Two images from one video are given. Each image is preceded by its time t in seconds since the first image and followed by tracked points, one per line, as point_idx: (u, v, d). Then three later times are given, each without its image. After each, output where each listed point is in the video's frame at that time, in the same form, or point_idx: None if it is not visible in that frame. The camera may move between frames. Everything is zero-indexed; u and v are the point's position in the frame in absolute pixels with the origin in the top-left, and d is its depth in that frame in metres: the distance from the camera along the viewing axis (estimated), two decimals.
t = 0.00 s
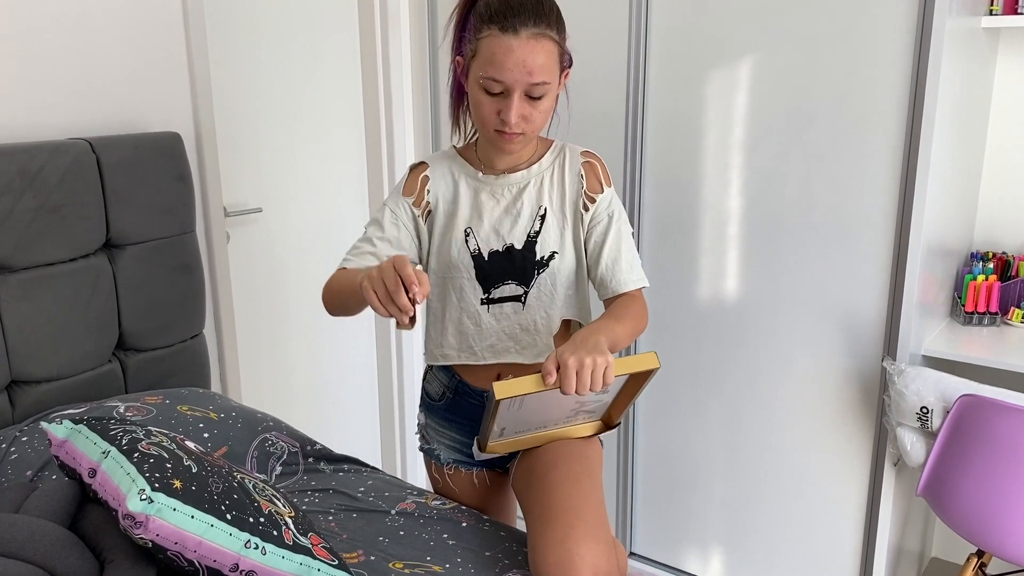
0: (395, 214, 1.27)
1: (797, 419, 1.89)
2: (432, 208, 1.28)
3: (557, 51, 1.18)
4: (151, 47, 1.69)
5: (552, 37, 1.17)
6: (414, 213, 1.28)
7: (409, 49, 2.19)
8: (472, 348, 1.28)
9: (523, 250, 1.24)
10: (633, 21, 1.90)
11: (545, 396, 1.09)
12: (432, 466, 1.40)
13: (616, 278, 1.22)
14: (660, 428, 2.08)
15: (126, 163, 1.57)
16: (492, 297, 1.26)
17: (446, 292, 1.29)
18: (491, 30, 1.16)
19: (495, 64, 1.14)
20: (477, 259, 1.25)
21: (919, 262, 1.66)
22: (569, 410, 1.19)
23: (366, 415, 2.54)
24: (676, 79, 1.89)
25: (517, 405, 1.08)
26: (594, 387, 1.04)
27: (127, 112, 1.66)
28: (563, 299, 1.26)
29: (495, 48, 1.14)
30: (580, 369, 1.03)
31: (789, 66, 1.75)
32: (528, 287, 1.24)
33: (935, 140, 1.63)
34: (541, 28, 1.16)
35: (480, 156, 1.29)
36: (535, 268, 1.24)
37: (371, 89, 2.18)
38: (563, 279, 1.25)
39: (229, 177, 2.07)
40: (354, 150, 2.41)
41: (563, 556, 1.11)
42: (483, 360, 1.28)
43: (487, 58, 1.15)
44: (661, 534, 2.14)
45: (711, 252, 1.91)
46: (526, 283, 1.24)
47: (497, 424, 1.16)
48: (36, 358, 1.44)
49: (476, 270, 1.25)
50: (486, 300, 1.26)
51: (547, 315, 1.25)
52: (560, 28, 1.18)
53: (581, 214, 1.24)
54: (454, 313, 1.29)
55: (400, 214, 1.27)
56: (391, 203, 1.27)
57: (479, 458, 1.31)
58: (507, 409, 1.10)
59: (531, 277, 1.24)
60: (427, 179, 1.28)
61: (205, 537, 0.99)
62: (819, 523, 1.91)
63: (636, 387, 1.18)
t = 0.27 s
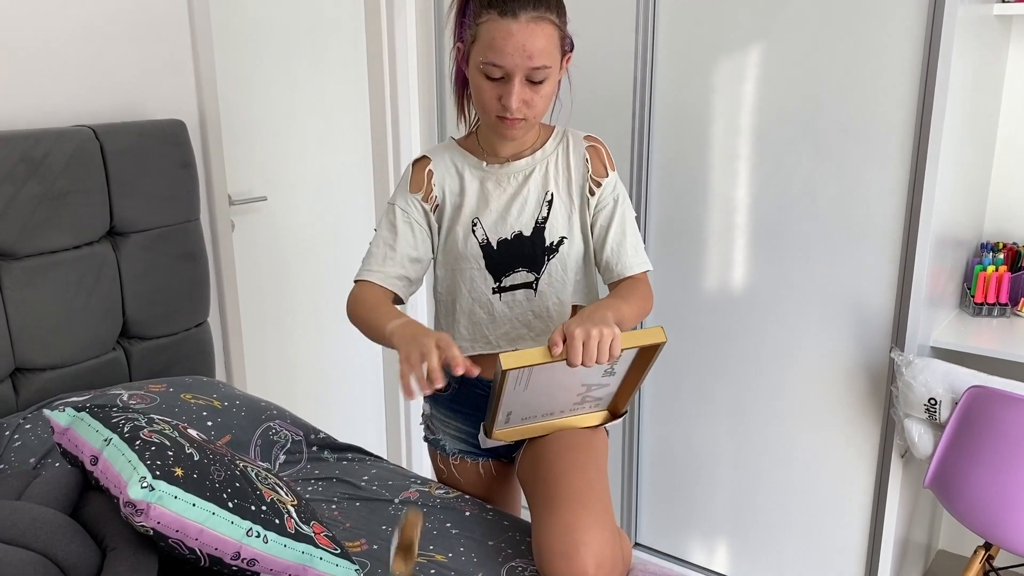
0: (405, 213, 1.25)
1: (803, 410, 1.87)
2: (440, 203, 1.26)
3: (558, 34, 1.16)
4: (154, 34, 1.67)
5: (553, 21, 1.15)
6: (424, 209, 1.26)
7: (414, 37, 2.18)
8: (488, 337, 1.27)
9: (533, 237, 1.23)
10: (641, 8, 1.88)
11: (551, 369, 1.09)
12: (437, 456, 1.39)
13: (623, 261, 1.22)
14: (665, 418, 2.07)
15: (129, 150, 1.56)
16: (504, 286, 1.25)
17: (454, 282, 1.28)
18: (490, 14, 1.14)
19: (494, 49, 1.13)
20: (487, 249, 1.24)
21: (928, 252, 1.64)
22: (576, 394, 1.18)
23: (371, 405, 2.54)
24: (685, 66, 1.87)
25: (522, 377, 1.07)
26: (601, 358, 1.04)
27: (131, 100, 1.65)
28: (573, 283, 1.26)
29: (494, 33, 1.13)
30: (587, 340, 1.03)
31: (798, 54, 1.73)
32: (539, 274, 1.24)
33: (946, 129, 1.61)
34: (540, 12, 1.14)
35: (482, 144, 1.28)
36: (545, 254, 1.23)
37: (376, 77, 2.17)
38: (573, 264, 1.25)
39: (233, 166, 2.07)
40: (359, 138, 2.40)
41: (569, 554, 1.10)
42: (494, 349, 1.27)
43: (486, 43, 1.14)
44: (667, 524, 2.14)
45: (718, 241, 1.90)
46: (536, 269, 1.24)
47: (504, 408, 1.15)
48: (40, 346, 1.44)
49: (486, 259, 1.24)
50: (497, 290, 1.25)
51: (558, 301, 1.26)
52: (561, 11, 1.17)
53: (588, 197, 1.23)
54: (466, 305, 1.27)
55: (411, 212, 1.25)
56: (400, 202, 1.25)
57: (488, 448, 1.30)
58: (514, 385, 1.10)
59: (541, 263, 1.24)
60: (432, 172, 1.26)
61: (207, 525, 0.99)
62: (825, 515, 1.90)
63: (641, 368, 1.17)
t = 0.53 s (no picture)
0: (409, 198, 1.24)
1: (810, 401, 1.86)
2: (444, 189, 1.25)
3: (560, 16, 1.15)
4: (158, 21, 1.67)
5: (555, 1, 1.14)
6: (428, 195, 1.25)
7: (420, 25, 2.16)
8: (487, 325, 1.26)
9: (535, 225, 1.22)
10: None
11: (551, 355, 1.09)
12: (441, 445, 1.39)
13: (627, 252, 1.21)
14: (671, 409, 2.07)
15: (134, 138, 1.55)
16: (504, 275, 1.24)
17: (456, 271, 1.27)
18: None
19: (496, 30, 1.12)
20: (488, 237, 1.23)
21: (938, 243, 1.63)
22: (578, 383, 1.18)
23: (377, 394, 2.54)
24: (693, 54, 1.85)
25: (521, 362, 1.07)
26: (598, 344, 1.04)
27: (136, 88, 1.64)
28: (576, 274, 1.24)
29: (495, 13, 1.12)
30: (583, 325, 1.03)
31: (808, 42, 1.71)
32: (540, 263, 1.23)
33: (957, 118, 1.58)
34: None
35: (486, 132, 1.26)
36: (547, 243, 1.22)
37: (382, 66, 2.15)
38: (575, 254, 1.23)
39: (239, 154, 2.06)
40: (365, 127, 2.39)
41: (578, 559, 1.08)
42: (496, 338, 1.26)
43: (488, 25, 1.13)
44: (673, 515, 2.13)
45: (726, 231, 1.89)
46: (538, 258, 1.23)
47: (505, 397, 1.16)
48: (45, 334, 1.44)
49: (488, 248, 1.23)
50: (498, 278, 1.24)
51: (561, 291, 1.24)
52: None
53: (592, 186, 1.22)
54: (467, 294, 1.26)
55: (415, 196, 1.24)
56: (405, 186, 1.25)
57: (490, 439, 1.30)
58: (513, 373, 1.10)
59: (543, 252, 1.22)
60: (436, 158, 1.25)
61: (210, 514, 0.98)
62: (832, 506, 1.89)
63: (643, 357, 1.16)
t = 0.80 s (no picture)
0: (414, 182, 1.24)
1: (818, 394, 1.85)
2: (450, 176, 1.25)
3: None
4: (163, 10, 1.66)
5: None
6: (434, 181, 1.25)
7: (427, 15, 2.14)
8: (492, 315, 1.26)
9: (542, 216, 1.21)
10: None
11: (556, 348, 1.08)
12: (447, 436, 1.39)
13: (633, 245, 1.20)
14: (678, 401, 2.06)
15: (139, 128, 1.55)
16: (512, 266, 1.23)
17: (463, 261, 1.26)
18: None
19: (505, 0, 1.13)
20: (495, 227, 1.22)
21: (948, 235, 1.61)
22: (584, 376, 1.17)
23: (383, 385, 2.54)
24: (702, 44, 1.83)
25: (527, 356, 1.07)
26: (604, 337, 1.03)
27: (141, 77, 1.63)
28: (583, 267, 1.24)
29: None
30: (588, 319, 1.02)
31: (818, 31, 1.69)
32: (548, 254, 1.22)
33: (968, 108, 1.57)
34: None
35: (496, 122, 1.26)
36: (554, 234, 1.21)
37: (388, 55, 2.14)
38: (582, 245, 1.23)
39: (245, 145, 2.05)
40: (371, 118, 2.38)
41: (586, 554, 1.08)
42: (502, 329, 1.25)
43: None
44: (678, 507, 2.13)
45: (734, 223, 1.87)
46: (546, 250, 1.22)
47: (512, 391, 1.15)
48: (51, 324, 1.44)
49: (495, 238, 1.22)
50: (505, 268, 1.23)
51: (568, 283, 1.23)
52: None
53: (600, 178, 1.21)
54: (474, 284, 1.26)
55: (420, 181, 1.24)
56: (412, 170, 1.24)
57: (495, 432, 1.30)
58: (519, 366, 1.10)
59: (551, 244, 1.22)
60: (444, 146, 1.25)
61: (217, 505, 0.98)
62: (839, 499, 1.88)
63: (648, 347, 1.15)
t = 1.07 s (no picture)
0: (419, 173, 1.25)
1: (823, 388, 1.85)
2: (456, 169, 1.25)
3: None
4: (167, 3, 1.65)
5: None
6: (439, 172, 1.25)
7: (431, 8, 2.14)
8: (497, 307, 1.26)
9: (548, 209, 1.21)
10: None
11: (559, 339, 1.09)
12: (451, 430, 1.39)
13: (638, 239, 1.19)
14: (682, 394, 2.06)
15: (143, 121, 1.55)
16: (518, 259, 1.23)
17: (469, 254, 1.26)
18: None
19: None
20: (501, 220, 1.22)
21: (953, 228, 1.61)
22: (588, 368, 1.17)
23: (387, 379, 2.54)
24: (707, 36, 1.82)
25: (530, 345, 1.08)
26: (605, 326, 1.03)
27: (145, 70, 1.63)
28: (589, 260, 1.23)
29: None
30: (590, 307, 1.03)
31: (824, 24, 1.68)
32: (553, 248, 1.22)
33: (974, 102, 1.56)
34: None
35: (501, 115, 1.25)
36: (560, 228, 1.21)
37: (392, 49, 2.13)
38: (588, 239, 1.22)
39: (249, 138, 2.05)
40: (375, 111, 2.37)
41: (590, 546, 1.07)
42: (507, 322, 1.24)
43: None
44: (682, 500, 2.13)
45: (738, 216, 1.87)
46: (551, 243, 1.21)
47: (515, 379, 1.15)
48: (55, 318, 1.44)
49: (500, 231, 1.22)
50: (511, 261, 1.23)
51: (574, 276, 1.23)
52: None
53: (605, 171, 1.21)
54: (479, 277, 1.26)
55: (424, 171, 1.25)
56: (416, 160, 1.25)
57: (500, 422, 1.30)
58: (522, 354, 1.10)
59: (556, 237, 1.21)
60: (450, 138, 1.25)
61: (221, 498, 0.99)
62: (843, 493, 1.88)
63: (653, 340, 1.15)
